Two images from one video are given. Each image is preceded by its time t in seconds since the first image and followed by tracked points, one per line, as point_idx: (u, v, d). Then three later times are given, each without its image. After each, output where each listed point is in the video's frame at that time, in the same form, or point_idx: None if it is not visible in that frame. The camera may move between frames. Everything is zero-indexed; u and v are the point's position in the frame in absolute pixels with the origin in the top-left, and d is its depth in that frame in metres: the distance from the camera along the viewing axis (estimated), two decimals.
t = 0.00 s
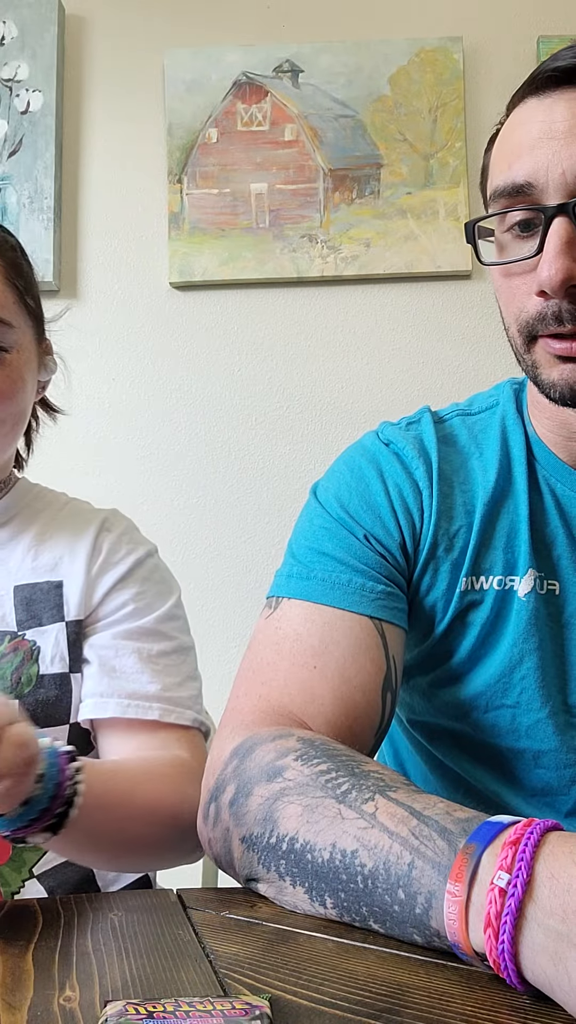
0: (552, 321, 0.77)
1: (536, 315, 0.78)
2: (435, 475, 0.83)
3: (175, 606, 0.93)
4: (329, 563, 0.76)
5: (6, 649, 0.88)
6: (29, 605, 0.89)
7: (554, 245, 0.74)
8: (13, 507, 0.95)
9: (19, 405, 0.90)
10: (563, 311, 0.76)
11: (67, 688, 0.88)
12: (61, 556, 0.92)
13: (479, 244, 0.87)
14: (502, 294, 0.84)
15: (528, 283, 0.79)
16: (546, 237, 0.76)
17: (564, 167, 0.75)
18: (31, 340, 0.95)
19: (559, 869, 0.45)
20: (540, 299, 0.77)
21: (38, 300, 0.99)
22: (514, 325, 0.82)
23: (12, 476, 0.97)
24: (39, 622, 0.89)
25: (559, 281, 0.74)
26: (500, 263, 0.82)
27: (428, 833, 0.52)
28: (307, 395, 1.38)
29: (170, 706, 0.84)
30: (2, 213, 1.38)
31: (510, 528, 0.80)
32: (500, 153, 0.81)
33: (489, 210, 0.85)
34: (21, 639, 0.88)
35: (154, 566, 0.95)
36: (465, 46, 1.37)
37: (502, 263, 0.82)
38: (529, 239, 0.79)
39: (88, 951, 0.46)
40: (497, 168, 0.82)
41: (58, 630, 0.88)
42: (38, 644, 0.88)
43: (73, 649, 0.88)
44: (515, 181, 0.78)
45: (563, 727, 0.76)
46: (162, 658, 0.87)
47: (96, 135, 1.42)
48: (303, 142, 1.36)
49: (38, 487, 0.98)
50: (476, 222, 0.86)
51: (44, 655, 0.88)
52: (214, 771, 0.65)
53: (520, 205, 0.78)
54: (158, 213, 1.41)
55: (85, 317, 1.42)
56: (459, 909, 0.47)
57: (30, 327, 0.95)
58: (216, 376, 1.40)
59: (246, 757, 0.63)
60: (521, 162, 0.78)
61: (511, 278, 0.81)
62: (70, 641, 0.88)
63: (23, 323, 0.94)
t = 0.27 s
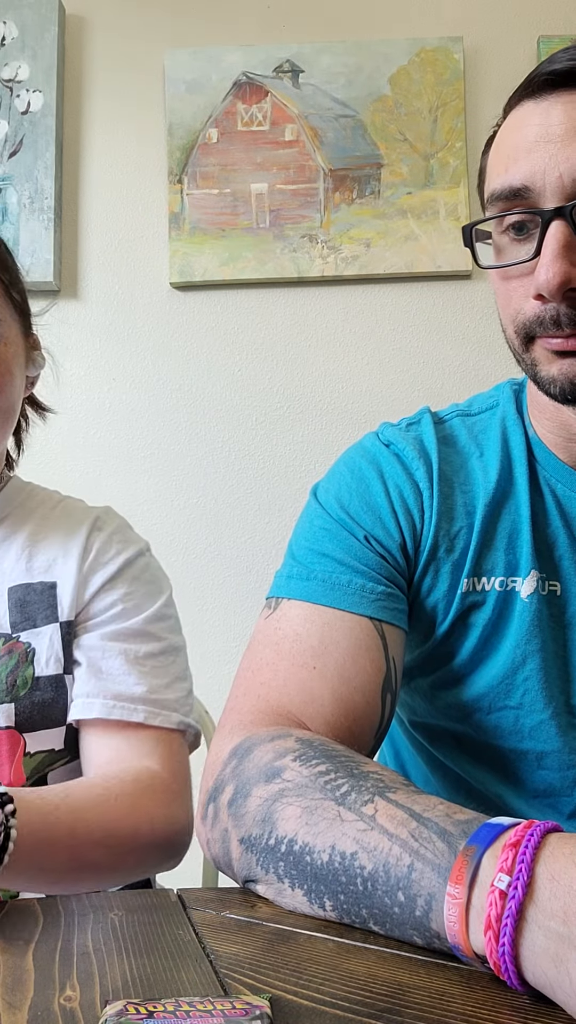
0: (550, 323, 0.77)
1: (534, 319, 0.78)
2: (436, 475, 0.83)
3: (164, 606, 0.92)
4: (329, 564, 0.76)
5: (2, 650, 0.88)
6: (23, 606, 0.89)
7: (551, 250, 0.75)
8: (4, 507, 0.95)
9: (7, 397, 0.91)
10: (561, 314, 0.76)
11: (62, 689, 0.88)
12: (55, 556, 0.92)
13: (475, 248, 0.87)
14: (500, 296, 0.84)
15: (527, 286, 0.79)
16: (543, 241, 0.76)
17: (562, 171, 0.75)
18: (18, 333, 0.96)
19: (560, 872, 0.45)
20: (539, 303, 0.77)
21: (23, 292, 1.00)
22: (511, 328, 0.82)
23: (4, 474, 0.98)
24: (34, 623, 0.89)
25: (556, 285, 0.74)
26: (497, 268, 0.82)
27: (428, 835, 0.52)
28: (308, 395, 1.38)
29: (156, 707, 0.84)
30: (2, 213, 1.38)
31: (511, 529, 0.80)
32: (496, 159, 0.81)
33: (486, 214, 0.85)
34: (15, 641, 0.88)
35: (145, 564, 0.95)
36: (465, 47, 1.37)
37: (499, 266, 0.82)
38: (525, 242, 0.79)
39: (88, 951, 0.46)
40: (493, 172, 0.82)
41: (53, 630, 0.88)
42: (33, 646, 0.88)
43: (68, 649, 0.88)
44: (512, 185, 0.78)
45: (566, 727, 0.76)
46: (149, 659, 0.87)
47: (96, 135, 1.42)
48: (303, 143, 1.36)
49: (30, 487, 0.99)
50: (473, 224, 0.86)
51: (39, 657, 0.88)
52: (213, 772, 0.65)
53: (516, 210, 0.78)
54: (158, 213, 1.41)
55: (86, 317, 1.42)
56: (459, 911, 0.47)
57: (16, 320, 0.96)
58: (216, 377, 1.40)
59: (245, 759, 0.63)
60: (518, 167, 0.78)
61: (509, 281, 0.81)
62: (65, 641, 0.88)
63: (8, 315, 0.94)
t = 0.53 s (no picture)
0: (547, 325, 0.77)
1: (530, 321, 0.78)
2: (435, 476, 0.83)
3: (169, 612, 0.94)
4: (330, 564, 0.76)
5: (3, 656, 0.88)
6: (26, 608, 0.89)
7: (548, 252, 0.75)
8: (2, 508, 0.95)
9: None
10: (558, 316, 0.76)
11: (66, 695, 0.88)
12: (56, 558, 0.92)
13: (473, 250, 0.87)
14: (496, 299, 0.83)
15: (524, 289, 0.79)
16: (541, 243, 0.76)
17: (559, 173, 0.75)
18: (8, 326, 0.96)
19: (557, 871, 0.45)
20: (535, 305, 0.77)
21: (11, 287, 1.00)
22: (506, 328, 0.82)
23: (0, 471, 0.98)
24: (36, 627, 0.89)
25: (553, 287, 0.75)
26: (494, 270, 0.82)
27: (428, 834, 0.52)
28: (308, 395, 1.38)
29: (162, 717, 0.86)
30: (3, 213, 1.38)
31: (510, 529, 0.81)
32: (492, 165, 0.81)
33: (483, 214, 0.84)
34: (17, 645, 0.88)
35: (149, 568, 0.96)
36: (465, 47, 1.37)
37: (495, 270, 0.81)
38: (524, 245, 0.79)
39: (89, 952, 0.46)
40: (490, 175, 0.82)
41: (55, 636, 0.88)
42: (35, 650, 0.88)
43: (71, 655, 0.89)
44: (509, 187, 0.78)
45: (566, 728, 0.77)
46: (156, 668, 0.89)
47: (96, 135, 1.42)
48: (304, 143, 1.36)
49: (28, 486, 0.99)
50: (471, 228, 0.86)
51: (42, 661, 0.88)
52: (213, 772, 0.65)
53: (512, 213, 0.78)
54: (158, 213, 1.41)
55: (86, 317, 1.42)
56: (459, 909, 0.47)
57: (6, 313, 0.96)
58: (217, 377, 1.40)
59: (245, 759, 0.63)
60: (515, 169, 0.77)
61: (504, 283, 0.81)
62: (68, 646, 0.89)
63: None
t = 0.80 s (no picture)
0: (549, 326, 0.77)
1: (532, 322, 0.78)
2: (435, 476, 0.83)
3: (174, 617, 0.95)
4: (329, 564, 0.76)
5: (6, 656, 0.88)
6: (28, 611, 0.89)
7: (550, 253, 0.75)
8: (4, 507, 0.95)
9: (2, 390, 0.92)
10: (560, 317, 0.76)
11: (69, 699, 0.88)
12: (59, 560, 0.92)
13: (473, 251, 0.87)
14: (496, 298, 0.84)
15: (525, 289, 0.79)
16: (542, 244, 0.76)
17: (560, 173, 0.75)
18: (14, 326, 0.96)
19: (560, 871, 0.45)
20: (537, 306, 0.77)
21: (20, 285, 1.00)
22: (508, 330, 0.82)
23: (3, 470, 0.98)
24: (39, 630, 0.89)
25: (556, 287, 0.75)
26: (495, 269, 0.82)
27: (428, 833, 0.52)
28: (308, 395, 1.38)
29: (167, 724, 0.87)
30: (3, 213, 1.38)
31: (509, 529, 0.81)
32: (493, 162, 0.81)
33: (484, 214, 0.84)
34: (20, 646, 0.88)
35: (154, 571, 0.97)
36: (466, 47, 1.37)
37: (497, 270, 0.81)
38: (524, 246, 0.79)
39: (89, 951, 0.46)
40: (490, 176, 0.82)
41: (58, 640, 0.88)
42: (38, 653, 0.88)
43: (74, 658, 0.89)
44: (510, 187, 0.78)
45: (565, 728, 0.77)
46: (160, 672, 0.90)
47: (96, 135, 1.42)
48: (304, 143, 1.36)
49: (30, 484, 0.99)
50: (471, 228, 0.86)
51: (44, 664, 0.88)
52: (213, 772, 0.65)
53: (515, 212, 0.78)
54: (158, 213, 1.41)
55: (86, 317, 1.42)
56: (459, 909, 0.47)
57: (13, 313, 0.96)
58: (216, 377, 1.40)
59: (245, 759, 0.63)
60: (516, 169, 0.77)
61: (505, 284, 0.81)
62: (71, 650, 0.89)
63: (5, 308, 0.95)
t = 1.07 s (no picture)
0: (546, 325, 0.77)
1: (530, 321, 0.78)
2: (435, 476, 0.83)
3: (179, 621, 0.95)
4: (329, 565, 0.76)
5: (8, 659, 0.88)
6: (32, 612, 0.89)
7: (548, 251, 0.75)
8: (9, 508, 0.95)
9: (11, 392, 0.92)
10: (558, 316, 0.76)
11: (71, 703, 0.88)
12: (63, 560, 0.92)
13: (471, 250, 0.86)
14: (494, 298, 0.84)
15: (523, 289, 0.79)
16: (540, 243, 0.76)
17: (559, 173, 0.75)
18: (24, 329, 0.97)
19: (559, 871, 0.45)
20: (535, 305, 0.77)
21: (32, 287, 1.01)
22: (506, 330, 0.82)
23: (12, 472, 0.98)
24: (42, 630, 0.89)
25: (554, 286, 0.75)
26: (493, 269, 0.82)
27: (428, 833, 0.52)
28: (309, 395, 1.38)
29: (169, 729, 0.87)
30: (3, 213, 1.39)
31: (509, 528, 0.81)
32: (492, 162, 0.81)
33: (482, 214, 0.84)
34: (22, 647, 0.88)
35: (159, 574, 0.97)
36: (466, 47, 1.37)
37: (495, 269, 0.81)
38: (523, 245, 0.79)
39: (89, 952, 0.46)
40: (488, 177, 0.82)
41: (62, 642, 0.89)
42: (40, 654, 0.88)
43: (76, 660, 0.89)
44: (509, 187, 0.78)
45: (565, 727, 0.77)
46: (164, 678, 0.90)
47: (96, 135, 1.42)
48: (304, 143, 1.36)
49: (36, 483, 0.99)
50: (469, 228, 0.85)
51: (47, 665, 0.88)
52: (214, 772, 0.65)
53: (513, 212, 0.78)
54: (159, 213, 1.41)
55: (86, 317, 1.42)
56: (459, 908, 0.47)
57: (23, 316, 0.97)
58: (217, 377, 1.40)
59: (245, 759, 0.63)
60: (515, 170, 0.77)
61: (503, 283, 0.81)
62: (74, 651, 0.89)
63: (16, 311, 0.96)
